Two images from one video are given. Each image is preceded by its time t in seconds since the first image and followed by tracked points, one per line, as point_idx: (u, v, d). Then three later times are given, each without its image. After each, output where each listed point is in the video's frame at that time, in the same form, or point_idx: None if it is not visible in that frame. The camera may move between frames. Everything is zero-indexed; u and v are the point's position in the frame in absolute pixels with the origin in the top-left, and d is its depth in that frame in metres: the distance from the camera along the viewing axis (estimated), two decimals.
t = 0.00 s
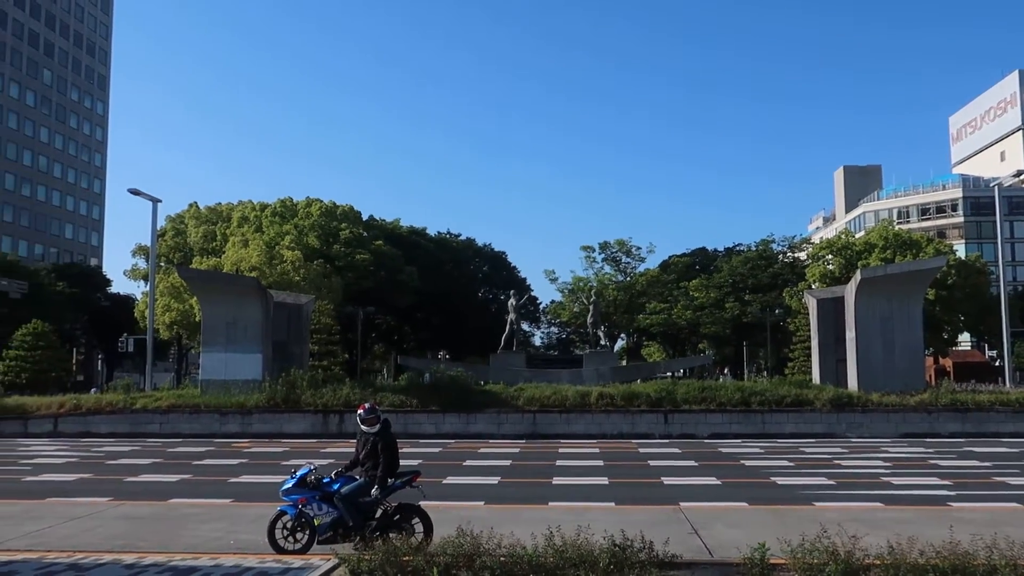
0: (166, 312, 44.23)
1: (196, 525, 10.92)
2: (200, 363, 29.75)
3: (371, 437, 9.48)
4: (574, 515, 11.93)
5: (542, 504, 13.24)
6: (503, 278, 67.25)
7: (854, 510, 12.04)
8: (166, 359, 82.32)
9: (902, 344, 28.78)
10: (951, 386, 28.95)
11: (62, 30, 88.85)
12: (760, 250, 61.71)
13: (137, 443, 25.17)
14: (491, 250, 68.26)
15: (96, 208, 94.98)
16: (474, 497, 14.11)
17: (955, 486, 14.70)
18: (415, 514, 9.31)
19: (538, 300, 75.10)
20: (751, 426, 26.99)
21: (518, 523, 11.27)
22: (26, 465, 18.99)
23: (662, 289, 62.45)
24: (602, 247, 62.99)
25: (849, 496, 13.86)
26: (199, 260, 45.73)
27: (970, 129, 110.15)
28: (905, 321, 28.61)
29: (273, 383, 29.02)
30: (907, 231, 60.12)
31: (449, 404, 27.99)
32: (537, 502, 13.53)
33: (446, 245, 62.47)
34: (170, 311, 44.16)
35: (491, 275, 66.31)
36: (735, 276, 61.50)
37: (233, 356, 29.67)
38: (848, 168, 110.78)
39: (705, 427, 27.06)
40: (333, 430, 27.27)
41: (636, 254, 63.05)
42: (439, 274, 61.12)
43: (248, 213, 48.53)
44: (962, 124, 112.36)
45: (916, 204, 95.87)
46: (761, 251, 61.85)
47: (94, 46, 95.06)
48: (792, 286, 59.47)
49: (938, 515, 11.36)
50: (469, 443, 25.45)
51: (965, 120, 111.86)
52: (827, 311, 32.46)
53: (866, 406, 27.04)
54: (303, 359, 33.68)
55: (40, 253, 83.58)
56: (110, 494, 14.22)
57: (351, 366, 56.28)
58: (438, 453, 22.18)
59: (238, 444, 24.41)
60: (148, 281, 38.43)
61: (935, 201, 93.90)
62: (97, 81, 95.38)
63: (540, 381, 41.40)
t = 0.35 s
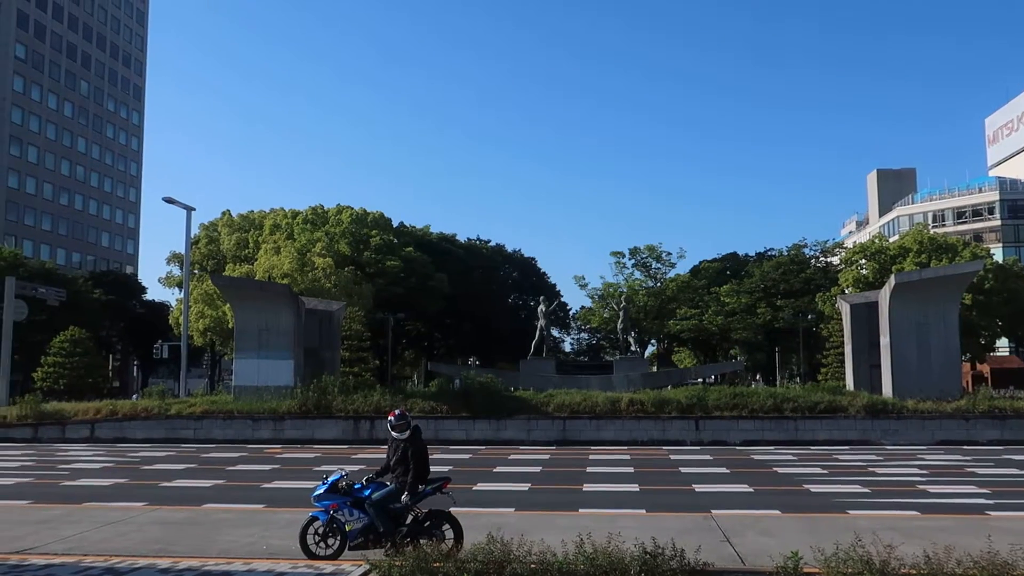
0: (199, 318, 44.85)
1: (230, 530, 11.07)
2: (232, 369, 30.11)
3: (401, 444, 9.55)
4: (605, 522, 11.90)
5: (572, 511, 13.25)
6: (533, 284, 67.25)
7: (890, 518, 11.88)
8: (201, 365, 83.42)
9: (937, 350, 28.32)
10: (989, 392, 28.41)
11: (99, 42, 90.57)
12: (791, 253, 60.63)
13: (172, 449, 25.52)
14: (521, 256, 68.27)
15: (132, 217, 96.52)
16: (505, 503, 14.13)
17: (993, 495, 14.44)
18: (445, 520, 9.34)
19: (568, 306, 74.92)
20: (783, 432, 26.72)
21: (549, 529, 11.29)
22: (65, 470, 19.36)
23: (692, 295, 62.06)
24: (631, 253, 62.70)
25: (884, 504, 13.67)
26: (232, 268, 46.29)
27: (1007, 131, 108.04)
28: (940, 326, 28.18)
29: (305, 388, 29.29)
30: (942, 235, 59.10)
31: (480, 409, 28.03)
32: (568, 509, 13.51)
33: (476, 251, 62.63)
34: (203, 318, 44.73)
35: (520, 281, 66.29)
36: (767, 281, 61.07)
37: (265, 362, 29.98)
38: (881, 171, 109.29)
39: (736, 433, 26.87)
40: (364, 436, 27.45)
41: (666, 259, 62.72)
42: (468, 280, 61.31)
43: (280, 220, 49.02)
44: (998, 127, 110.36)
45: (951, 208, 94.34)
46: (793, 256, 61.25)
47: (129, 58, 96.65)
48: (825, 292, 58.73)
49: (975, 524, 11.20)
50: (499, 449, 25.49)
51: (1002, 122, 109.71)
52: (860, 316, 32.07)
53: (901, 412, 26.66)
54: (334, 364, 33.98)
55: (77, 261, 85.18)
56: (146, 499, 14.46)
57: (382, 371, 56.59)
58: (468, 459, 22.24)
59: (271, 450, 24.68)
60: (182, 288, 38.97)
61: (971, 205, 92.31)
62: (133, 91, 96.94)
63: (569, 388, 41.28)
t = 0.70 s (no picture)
0: (232, 324, 45.38)
1: (262, 534, 11.20)
2: (264, 375, 30.44)
3: (431, 449, 9.58)
4: (636, 529, 11.86)
5: (602, 518, 13.21)
6: (563, 290, 67.12)
7: (925, 527, 11.71)
8: (233, 371, 84.30)
9: (974, 355, 27.84)
10: None
11: (134, 53, 92.08)
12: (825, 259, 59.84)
13: (206, 454, 25.86)
14: (550, 262, 68.17)
15: (166, 225, 97.81)
16: (535, 509, 14.14)
17: None
18: (475, 525, 9.37)
19: (598, 312, 74.78)
20: (816, 439, 26.44)
21: (578, 536, 11.27)
22: (102, 474, 19.68)
23: (723, 300, 61.70)
24: (661, 258, 62.45)
25: (919, 512, 13.47)
26: (264, 274, 46.81)
27: None
28: (977, 332, 27.70)
29: (335, 394, 29.47)
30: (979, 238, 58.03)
31: (510, 415, 28.03)
32: (598, 515, 13.48)
33: (505, 257, 62.71)
34: (236, 324, 45.25)
35: (550, 287, 66.13)
36: (798, 286, 60.16)
37: (297, 368, 30.27)
38: (915, 174, 107.83)
39: (768, 440, 26.63)
40: (394, 441, 27.60)
41: (696, 264, 62.34)
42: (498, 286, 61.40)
43: (311, 227, 49.47)
44: None
45: (987, 211, 92.81)
46: (825, 260, 60.61)
47: (163, 67, 98.01)
48: (858, 296, 58.01)
49: (1014, 533, 10.98)
50: (529, 455, 25.51)
51: None
52: (894, 321, 31.67)
53: (937, 419, 26.25)
54: (365, 370, 34.19)
55: (113, 268, 86.58)
56: (180, 502, 14.68)
57: (412, 377, 56.79)
58: (498, 465, 22.28)
59: (302, 455, 24.90)
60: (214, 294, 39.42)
61: (1009, 208, 90.69)
62: (167, 101, 98.27)
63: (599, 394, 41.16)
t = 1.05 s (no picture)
0: (270, 331, 45.95)
1: (300, 539, 11.27)
2: (301, 381, 30.74)
3: (467, 454, 9.58)
4: (673, 536, 11.76)
5: (639, 524, 13.12)
6: (598, 295, 66.88)
7: (969, 536, 11.44)
8: (272, 377, 85.29)
9: (1020, 360, 27.22)
10: None
11: (174, 63, 93.77)
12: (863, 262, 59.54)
13: (244, 459, 26.16)
14: (585, 267, 67.94)
15: (205, 232, 99.41)
16: (571, 516, 14.08)
17: None
18: (511, 532, 9.36)
19: (633, 317, 74.39)
20: (857, 446, 26.05)
21: (615, 543, 11.20)
22: (144, 478, 20.01)
23: (760, 305, 61.04)
24: (697, 263, 61.99)
25: (964, 521, 13.17)
26: (301, 281, 47.33)
27: None
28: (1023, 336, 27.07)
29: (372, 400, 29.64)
30: None
31: (545, 422, 27.96)
32: (635, 522, 13.39)
33: (541, 263, 62.68)
34: (274, 330, 45.80)
35: (585, 293, 65.79)
36: (837, 291, 59.36)
37: (333, 374, 30.52)
38: (957, 176, 105.88)
39: (807, 446, 26.29)
40: (430, 447, 27.73)
41: (733, 269, 61.79)
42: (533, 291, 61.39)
43: (347, 234, 49.93)
44: None
45: None
46: (864, 265, 59.68)
47: (203, 78, 99.64)
48: (898, 301, 57.06)
49: None
50: (565, 461, 25.44)
51: None
52: (936, 326, 31.10)
53: (982, 425, 25.71)
54: (401, 376, 34.39)
55: (154, 276, 88.20)
56: (219, 507, 14.84)
57: (447, 383, 56.98)
58: (534, 471, 22.25)
59: (339, 461, 25.09)
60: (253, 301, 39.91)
61: None
62: (206, 110, 99.80)
63: (635, 400, 40.92)
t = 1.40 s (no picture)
0: (304, 340, 46.41)
1: (335, 548, 11.35)
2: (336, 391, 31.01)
3: (499, 463, 9.60)
4: (708, 546, 11.67)
5: (673, 534, 13.04)
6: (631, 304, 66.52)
7: (1012, 548, 11.20)
8: (307, 386, 86.07)
9: None
10: None
11: (210, 77, 95.30)
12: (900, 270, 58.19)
13: (280, 467, 26.42)
14: (617, 275, 67.67)
15: (241, 243, 100.76)
16: (605, 526, 14.03)
17: None
18: (545, 541, 9.37)
19: (666, 325, 73.94)
20: (895, 455, 25.67)
21: (649, 553, 11.14)
22: (181, 487, 20.29)
23: (795, 313, 60.07)
24: (731, 271, 61.48)
25: (1006, 532, 12.89)
26: (335, 291, 47.74)
27: None
28: None
29: (405, 409, 29.74)
30: None
31: (579, 431, 27.85)
32: (669, 532, 13.31)
33: (573, 272, 62.60)
34: (308, 339, 46.22)
35: (618, 301, 65.31)
36: (874, 298, 58.38)
37: (367, 383, 30.73)
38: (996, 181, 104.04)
39: (844, 456, 25.93)
40: (464, 456, 27.78)
41: (767, 276, 61.13)
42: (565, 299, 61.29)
43: (380, 244, 50.33)
44: None
45: None
46: (901, 271, 58.82)
47: (238, 91, 101.14)
48: (937, 308, 56.15)
49: None
50: (599, 470, 25.35)
51: None
52: (976, 333, 30.54)
53: None
54: (434, 385, 34.54)
55: (191, 286, 89.47)
56: (256, 516, 15.02)
57: (480, 392, 57.05)
58: (567, 480, 22.20)
59: (373, 469, 25.24)
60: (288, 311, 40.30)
61: None
62: (241, 123, 101.33)
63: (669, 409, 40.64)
